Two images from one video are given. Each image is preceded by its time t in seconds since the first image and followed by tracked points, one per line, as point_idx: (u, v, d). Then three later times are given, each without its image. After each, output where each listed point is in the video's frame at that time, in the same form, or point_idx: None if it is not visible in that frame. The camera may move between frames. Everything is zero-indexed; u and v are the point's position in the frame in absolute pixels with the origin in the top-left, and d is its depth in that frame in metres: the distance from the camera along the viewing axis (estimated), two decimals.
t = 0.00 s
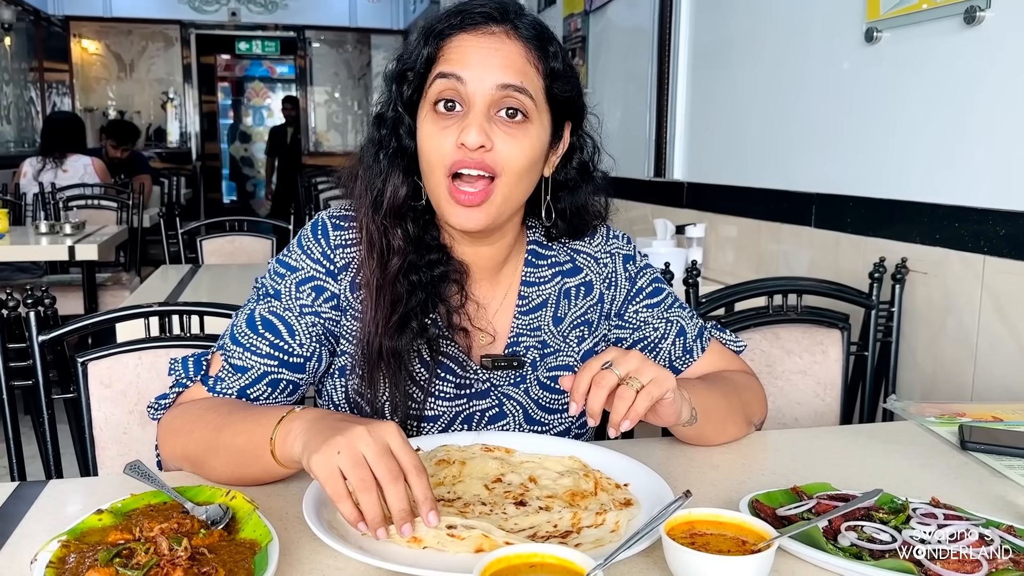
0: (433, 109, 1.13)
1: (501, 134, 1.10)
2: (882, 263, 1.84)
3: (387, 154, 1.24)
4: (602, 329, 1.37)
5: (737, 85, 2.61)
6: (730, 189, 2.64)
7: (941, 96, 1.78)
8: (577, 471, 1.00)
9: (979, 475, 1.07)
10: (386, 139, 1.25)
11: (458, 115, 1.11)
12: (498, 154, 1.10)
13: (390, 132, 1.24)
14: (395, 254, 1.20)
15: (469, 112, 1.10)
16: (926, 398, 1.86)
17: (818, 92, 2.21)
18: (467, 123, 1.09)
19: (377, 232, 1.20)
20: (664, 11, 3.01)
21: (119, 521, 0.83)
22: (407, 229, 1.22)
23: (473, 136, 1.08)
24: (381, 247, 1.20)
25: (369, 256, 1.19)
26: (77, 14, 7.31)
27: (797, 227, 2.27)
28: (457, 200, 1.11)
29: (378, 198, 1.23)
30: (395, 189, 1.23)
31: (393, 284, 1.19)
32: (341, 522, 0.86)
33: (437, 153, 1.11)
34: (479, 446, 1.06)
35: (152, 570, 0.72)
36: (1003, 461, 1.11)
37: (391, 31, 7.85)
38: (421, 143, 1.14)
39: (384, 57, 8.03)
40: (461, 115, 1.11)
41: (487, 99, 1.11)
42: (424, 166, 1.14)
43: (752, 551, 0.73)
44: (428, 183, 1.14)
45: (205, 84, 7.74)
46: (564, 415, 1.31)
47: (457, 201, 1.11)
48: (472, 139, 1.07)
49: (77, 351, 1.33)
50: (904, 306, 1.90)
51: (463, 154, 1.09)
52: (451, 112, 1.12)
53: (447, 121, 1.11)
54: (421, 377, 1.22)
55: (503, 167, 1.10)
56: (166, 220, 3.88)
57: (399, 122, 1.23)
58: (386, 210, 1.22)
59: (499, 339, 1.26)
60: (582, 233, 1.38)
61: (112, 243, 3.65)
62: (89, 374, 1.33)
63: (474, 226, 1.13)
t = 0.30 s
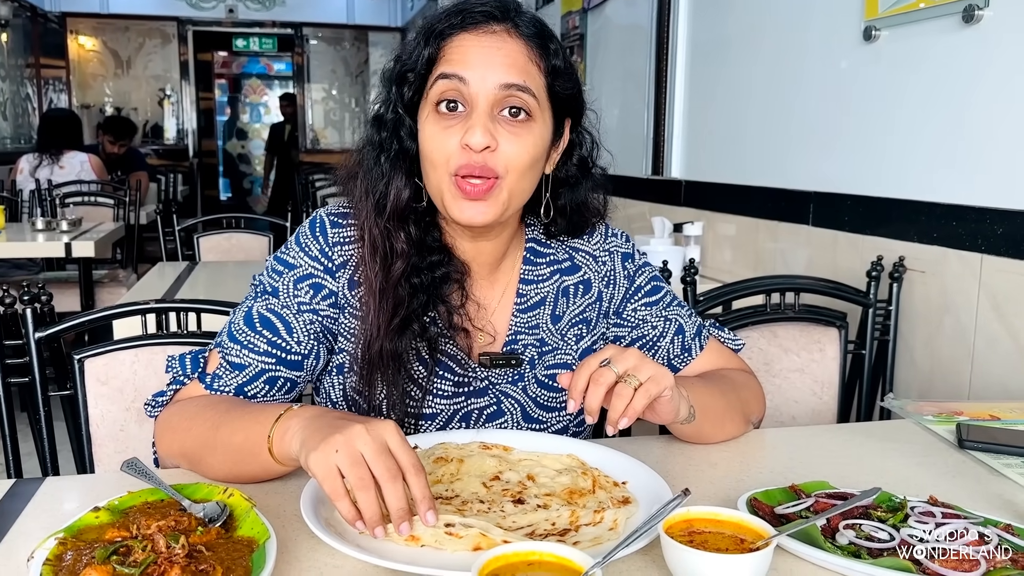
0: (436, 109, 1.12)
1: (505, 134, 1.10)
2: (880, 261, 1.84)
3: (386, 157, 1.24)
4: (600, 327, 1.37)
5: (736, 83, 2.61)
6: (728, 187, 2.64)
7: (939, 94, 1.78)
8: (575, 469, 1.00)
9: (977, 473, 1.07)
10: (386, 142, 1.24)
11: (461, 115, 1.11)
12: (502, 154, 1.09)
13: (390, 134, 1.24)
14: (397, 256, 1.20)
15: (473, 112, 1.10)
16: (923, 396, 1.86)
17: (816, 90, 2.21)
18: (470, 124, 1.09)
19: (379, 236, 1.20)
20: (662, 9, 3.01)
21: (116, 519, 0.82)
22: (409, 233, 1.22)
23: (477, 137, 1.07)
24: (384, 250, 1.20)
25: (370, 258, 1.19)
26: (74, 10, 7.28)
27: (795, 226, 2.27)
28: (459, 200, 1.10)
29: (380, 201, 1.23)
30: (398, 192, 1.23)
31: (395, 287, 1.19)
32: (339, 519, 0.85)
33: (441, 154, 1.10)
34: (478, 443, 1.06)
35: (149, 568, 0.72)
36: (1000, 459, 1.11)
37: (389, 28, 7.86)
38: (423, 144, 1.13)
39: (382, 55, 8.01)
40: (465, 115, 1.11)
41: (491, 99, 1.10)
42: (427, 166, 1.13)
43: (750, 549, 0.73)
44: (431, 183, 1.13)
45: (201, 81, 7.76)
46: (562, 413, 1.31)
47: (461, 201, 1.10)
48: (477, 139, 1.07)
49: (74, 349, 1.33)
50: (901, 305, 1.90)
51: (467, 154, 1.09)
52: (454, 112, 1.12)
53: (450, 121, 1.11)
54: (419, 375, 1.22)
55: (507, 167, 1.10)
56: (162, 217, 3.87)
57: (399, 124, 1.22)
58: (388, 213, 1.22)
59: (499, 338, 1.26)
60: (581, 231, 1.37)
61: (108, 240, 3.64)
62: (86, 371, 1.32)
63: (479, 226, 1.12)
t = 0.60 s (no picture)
0: (431, 108, 1.12)
1: (500, 132, 1.10)
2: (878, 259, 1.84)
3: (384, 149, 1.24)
4: (599, 324, 1.36)
5: (735, 81, 2.61)
6: (726, 185, 2.63)
7: (938, 91, 1.78)
8: (573, 465, 0.99)
9: (975, 470, 1.07)
10: (384, 134, 1.24)
11: (458, 114, 1.10)
12: (498, 152, 1.10)
13: (388, 126, 1.23)
14: (395, 249, 1.20)
15: (468, 112, 1.10)
16: (921, 394, 1.86)
17: (816, 87, 2.20)
18: (466, 123, 1.09)
19: (376, 225, 1.20)
20: (662, 7, 3.00)
21: (111, 512, 0.82)
22: (406, 223, 1.22)
23: (472, 137, 1.07)
24: (382, 239, 1.20)
25: (367, 248, 1.19)
26: (71, 6, 7.25)
27: (793, 223, 2.27)
28: (457, 198, 1.11)
29: (379, 191, 1.23)
30: (397, 183, 1.23)
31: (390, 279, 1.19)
32: (336, 514, 0.85)
33: (437, 152, 1.10)
34: (475, 439, 1.05)
35: (145, 562, 0.72)
36: (998, 457, 1.11)
37: (387, 25, 7.75)
38: (420, 141, 1.14)
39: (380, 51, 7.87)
40: (460, 114, 1.10)
41: (485, 98, 1.10)
42: (424, 162, 1.14)
43: (748, 544, 0.73)
44: (429, 179, 1.14)
45: (200, 77, 7.76)
46: (560, 411, 1.31)
47: (459, 198, 1.11)
48: (472, 140, 1.07)
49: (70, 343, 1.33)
50: (899, 303, 1.90)
51: (463, 154, 1.09)
52: (449, 111, 1.11)
53: (446, 119, 1.11)
54: (415, 368, 1.22)
55: (503, 162, 1.10)
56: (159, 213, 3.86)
57: (397, 117, 1.22)
58: (387, 203, 1.22)
59: (490, 328, 1.26)
60: (580, 227, 1.37)
61: (105, 235, 3.63)
62: (82, 366, 1.32)
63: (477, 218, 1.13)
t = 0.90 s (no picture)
0: (423, 102, 1.11)
1: (492, 123, 1.09)
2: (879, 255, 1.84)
3: (378, 141, 1.25)
4: (598, 316, 1.36)
5: (735, 78, 2.60)
6: (726, 182, 2.63)
7: (939, 86, 1.77)
8: (572, 459, 0.99)
9: (975, 466, 1.07)
10: (379, 126, 1.25)
11: (449, 106, 1.10)
12: (491, 144, 1.09)
13: (383, 119, 1.25)
14: (390, 241, 1.20)
15: (458, 105, 1.09)
16: (920, 390, 1.86)
17: (816, 84, 2.20)
18: (457, 117, 1.08)
19: (373, 216, 1.21)
20: (662, 4, 2.99)
21: (108, 505, 0.82)
22: (403, 215, 1.23)
23: (463, 132, 1.07)
24: (378, 230, 1.20)
25: (363, 239, 1.20)
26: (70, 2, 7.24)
27: (793, 220, 2.26)
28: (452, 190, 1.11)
29: (374, 183, 1.24)
30: (392, 176, 1.23)
31: (386, 268, 1.19)
32: (335, 508, 0.85)
33: (430, 145, 1.10)
34: (475, 433, 1.05)
35: (141, 555, 0.71)
36: (999, 452, 1.11)
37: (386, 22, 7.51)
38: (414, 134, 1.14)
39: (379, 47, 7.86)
40: (452, 108, 1.10)
41: (476, 91, 1.09)
42: (419, 154, 1.14)
43: (748, 539, 0.73)
44: (424, 172, 1.14)
45: (199, 73, 7.61)
46: (557, 401, 1.29)
47: (453, 191, 1.11)
48: (463, 134, 1.07)
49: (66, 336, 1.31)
50: (900, 300, 1.90)
51: (454, 147, 1.09)
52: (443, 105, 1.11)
53: (438, 112, 1.10)
54: (411, 357, 1.21)
55: (496, 155, 1.10)
56: (158, 208, 3.86)
57: (391, 110, 1.23)
58: (382, 194, 1.23)
59: (487, 315, 1.25)
60: (577, 218, 1.37)
61: (103, 230, 3.62)
62: (79, 360, 1.31)
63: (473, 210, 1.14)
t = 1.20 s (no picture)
0: (400, 99, 1.11)
1: (461, 121, 1.08)
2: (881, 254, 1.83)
3: (366, 135, 1.29)
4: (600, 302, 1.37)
5: (737, 77, 2.59)
6: (728, 180, 2.62)
7: (942, 85, 1.77)
8: (575, 457, 0.98)
9: (979, 464, 1.07)
10: (368, 121, 1.29)
11: (421, 104, 1.09)
12: (461, 141, 1.08)
13: (371, 113, 1.29)
14: (379, 231, 1.23)
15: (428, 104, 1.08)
16: (923, 389, 1.85)
17: (819, 82, 2.19)
18: (424, 116, 1.07)
19: (367, 209, 1.25)
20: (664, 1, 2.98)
21: (109, 502, 0.82)
22: (393, 203, 1.26)
23: (431, 129, 1.06)
24: (370, 222, 1.24)
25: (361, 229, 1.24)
26: None
27: (796, 218, 2.26)
28: (427, 186, 1.11)
29: (360, 177, 1.27)
30: (375, 169, 1.26)
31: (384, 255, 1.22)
32: (337, 505, 0.84)
33: (406, 143, 1.10)
34: (477, 431, 1.04)
35: (143, 552, 0.71)
36: (1004, 452, 1.10)
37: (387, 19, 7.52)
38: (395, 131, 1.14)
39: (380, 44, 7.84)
40: (422, 105, 1.09)
41: (444, 88, 1.07)
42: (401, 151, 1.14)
43: (753, 539, 0.73)
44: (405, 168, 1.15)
45: (200, 70, 7.53)
46: (556, 386, 1.28)
47: (430, 187, 1.11)
48: (429, 132, 1.06)
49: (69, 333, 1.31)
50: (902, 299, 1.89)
51: (424, 145, 1.08)
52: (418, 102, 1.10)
53: (412, 109, 1.10)
54: (411, 343, 1.22)
55: (467, 151, 1.09)
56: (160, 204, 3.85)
57: (378, 107, 1.28)
58: (369, 187, 1.26)
59: (487, 302, 1.27)
60: (574, 207, 1.38)
61: (104, 227, 3.61)
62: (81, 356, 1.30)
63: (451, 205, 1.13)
